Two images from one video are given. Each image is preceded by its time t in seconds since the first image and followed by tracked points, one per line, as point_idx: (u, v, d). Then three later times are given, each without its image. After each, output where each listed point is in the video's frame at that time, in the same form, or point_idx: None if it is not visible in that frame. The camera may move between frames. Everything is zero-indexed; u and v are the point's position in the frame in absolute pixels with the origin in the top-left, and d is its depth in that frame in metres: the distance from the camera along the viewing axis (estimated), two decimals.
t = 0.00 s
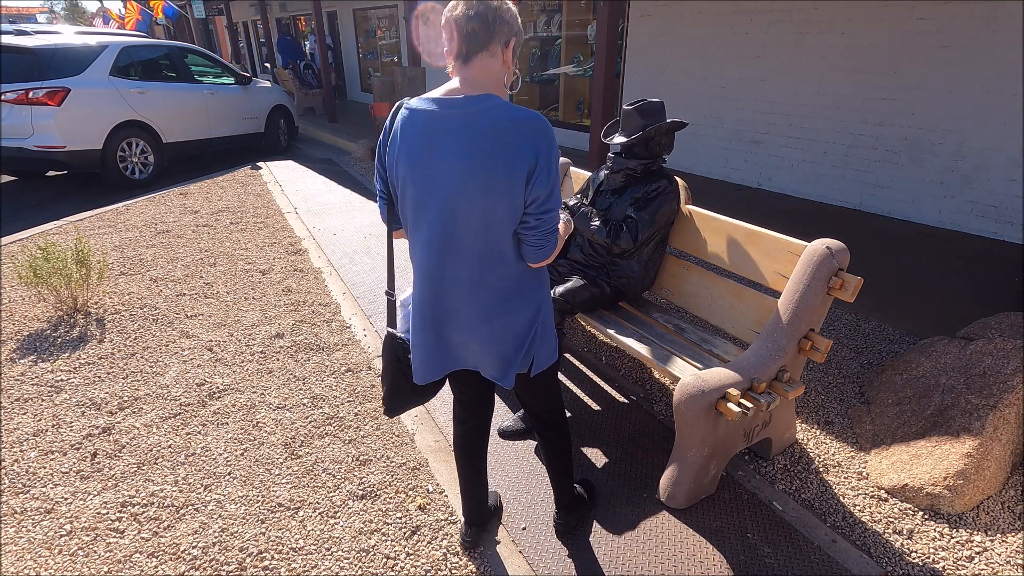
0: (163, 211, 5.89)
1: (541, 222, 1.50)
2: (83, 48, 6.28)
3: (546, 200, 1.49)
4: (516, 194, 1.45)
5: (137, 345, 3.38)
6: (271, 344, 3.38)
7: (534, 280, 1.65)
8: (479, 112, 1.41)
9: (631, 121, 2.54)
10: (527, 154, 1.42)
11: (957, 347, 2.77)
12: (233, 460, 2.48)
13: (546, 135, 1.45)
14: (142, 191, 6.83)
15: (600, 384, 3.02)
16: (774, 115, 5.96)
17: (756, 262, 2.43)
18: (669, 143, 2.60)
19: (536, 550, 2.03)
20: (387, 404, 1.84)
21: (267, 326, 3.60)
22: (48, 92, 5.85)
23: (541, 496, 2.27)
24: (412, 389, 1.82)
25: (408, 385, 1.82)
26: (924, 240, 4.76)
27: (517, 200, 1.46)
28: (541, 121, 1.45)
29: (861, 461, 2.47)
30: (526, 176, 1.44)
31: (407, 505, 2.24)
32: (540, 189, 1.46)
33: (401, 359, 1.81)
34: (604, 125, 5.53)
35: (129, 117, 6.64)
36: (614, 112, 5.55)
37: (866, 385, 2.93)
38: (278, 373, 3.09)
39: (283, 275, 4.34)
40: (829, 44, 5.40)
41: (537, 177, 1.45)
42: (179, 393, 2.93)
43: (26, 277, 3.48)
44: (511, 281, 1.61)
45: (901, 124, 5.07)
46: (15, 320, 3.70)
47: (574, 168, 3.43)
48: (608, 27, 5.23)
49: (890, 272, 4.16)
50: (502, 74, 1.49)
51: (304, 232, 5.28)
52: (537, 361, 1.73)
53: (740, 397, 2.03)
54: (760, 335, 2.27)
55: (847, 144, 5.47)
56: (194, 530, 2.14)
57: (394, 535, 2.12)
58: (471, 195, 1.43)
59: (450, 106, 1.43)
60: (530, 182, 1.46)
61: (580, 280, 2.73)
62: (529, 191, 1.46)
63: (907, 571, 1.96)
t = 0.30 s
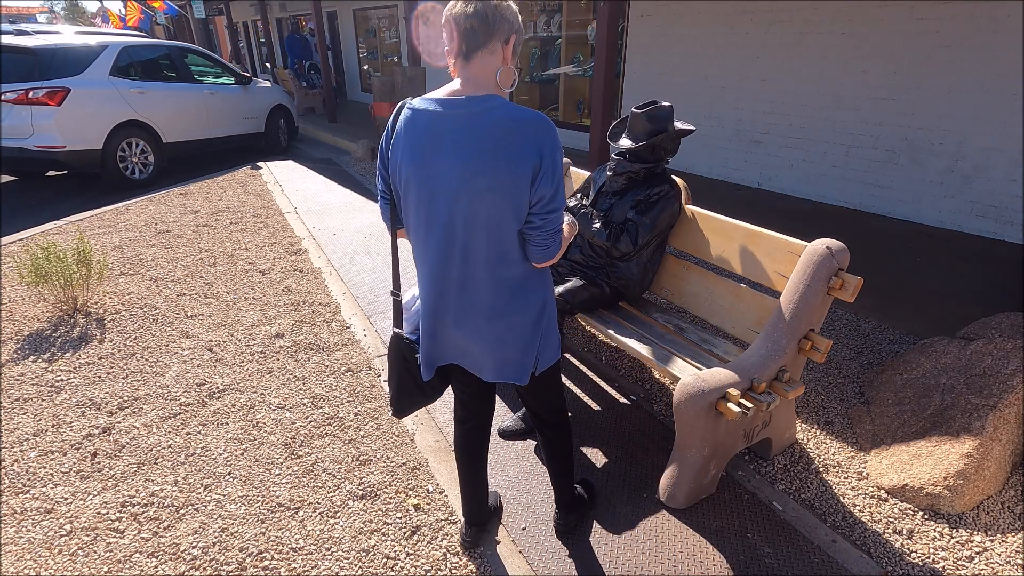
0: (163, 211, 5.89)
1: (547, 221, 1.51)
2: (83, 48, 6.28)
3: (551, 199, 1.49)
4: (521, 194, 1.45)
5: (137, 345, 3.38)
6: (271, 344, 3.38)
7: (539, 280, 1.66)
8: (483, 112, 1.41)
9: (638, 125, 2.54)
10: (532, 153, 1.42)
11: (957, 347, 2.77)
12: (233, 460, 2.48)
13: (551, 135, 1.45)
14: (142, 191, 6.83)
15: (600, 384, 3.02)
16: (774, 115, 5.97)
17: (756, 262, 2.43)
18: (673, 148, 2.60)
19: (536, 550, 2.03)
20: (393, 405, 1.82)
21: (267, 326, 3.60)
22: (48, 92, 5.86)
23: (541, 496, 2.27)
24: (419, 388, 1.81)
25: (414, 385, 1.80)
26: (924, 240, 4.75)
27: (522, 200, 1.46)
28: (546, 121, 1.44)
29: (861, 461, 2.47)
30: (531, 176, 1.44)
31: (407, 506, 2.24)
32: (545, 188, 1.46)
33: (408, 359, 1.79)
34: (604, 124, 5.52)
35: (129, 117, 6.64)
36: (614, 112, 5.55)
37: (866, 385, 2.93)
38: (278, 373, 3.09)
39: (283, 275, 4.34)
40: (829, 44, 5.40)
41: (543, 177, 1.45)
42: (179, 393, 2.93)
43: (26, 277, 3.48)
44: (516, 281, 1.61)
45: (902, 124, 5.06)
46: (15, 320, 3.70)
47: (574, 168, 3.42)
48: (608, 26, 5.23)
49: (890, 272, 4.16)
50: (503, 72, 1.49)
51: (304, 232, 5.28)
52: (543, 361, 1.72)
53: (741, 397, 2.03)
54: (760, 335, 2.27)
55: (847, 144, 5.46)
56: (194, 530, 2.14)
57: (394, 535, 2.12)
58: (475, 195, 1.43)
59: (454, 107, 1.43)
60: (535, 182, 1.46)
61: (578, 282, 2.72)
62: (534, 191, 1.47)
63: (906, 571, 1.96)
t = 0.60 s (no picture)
0: (163, 211, 5.89)
1: (547, 221, 1.51)
2: (83, 48, 6.28)
3: (551, 200, 1.49)
4: (521, 195, 1.45)
5: (137, 345, 3.38)
6: (271, 344, 3.38)
7: (539, 281, 1.66)
8: (485, 112, 1.41)
9: (641, 127, 2.54)
10: (532, 153, 1.42)
11: (957, 347, 2.77)
12: (233, 459, 2.48)
13: (552, 135, 1.45)
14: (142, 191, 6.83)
15: (600, 384, 3.02)
16: (774, 115, 5.97)
17: (756, 262, 2.43)
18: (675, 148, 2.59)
19: (536, 550, 2.03)
20: (395, 405, 1.83)
21: (267, 326, 3.60)
22: (48, 92, 5.86)
23: (542, 496, 2.27)
24: (421, 388, 1.81)
25: (416, 384, 1.81)
26: (924, 240, 4.75)
27: (522, 200, 1.46)
28: (546, 121, 1.44)
29: (861, 461, 2.47)
30: (531, 176, 1.44)
31: (407, 505, 2.24)
32: (545, 188, 1.47)
33: (409, 359, 1.79)
34: (604, 124, 5.52)
35: (129, 117, 6.64)
36: (613, 112, 5.55)
37: (866, 385, 2.93)
38: (278, 373, 3.09)
39: (283, 275, 4.34)
40: (829, 44, 5.40)
41: (543, 177, 1.45)
42: (179, 393, 2.93)
43: (26, 277, 3.48)
44: (517, 282, 1.61)
45: (901, 124, 5.07)
46: (15, 320, 3.70)
47: (573, 168, 3.41)
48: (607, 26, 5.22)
49: (890, 272, 4.16)
50: (505, 70, 1.49)
51: (304, 232, 5.28)
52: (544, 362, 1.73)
53: (740, 397, 2.03)
54: (760, 335, 2.27)
55: (847, 144, 5.46)
56: (194, 530, 2.14)
57: (394, 535, 2.12)
58: (475, 195, 1.43)
59: (455, 107, 1.43)
60: (536, 182, 1.46)
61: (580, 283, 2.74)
62: (535, 191, 1.47)
63: (907, 571, 1.96)
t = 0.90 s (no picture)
0: (163, 211, 5.89)
1: (548, 222, 1.51)
2: (83, 48, 6.29)
3: (552, 200, 1.49)
4: (522, 194, 1.45)
5: (137, 345, 3.38)
6: (271, 344, 3.38)
7: (540, 281, 1.66)
8: (487, 112, 1.41)
9: (638, 129, 2.52)
10: (534, 153, 1.42)
11: (957, 347, 2.77)
12: (233, 460, 2.48)
13: (554, 135, 1.45)
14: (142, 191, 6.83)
15: (600, 384, 3.02)
16: (774, 115, 5.97)
17: (756, 262, 2.43)
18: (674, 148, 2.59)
19: (536, 549, 2.03)
20: (391, 401, 1.85)
21: (267, 326, 3.60)
22: (48, 92, 5.86)
23: (542, 496, 2.27)
24: (419, 387, 1.84)
25: (414, 384, 1.84)
26: (924, 240, 4.75)
27: (523, 200, 1.46)
28: (548, 121, 1.44)
29: (861, 461, 2.47)
30: (532, 176, 1.44)
31: (407, 506, 2.24)
32: (546, 188, 1.46)
33: (408, 359, 1.81)
34: (604, 124, 5.52)
35: (129, 117, 6.64)
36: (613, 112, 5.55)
37: (867, 385, 2.93)
38: (278, 373, 3.09)
39: (283, 275, 4.34)
40: (829, 45, 5.40)
41: (544, 177, 1.45)
42: (179, 393, 2.93)
43: (26, 277, 3.48)
44: (517, 282, 1.61)
45: (902, 124, 5.07)
46: (15, 320, 3.70)
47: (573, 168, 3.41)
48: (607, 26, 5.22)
49: (890, 272, 4.16)
50: (507, 69, 1.49)
51: (304, 232, 5.28)
52: (544, 363, 1.73)
53: (741, 397, 2.03)
54: (761, 335, 2.27)
55: (847, 144, 5.46)
56: (194, 530, 2.14)
57: (394, 535, 2.12)
58: (476, 194, 1.43)
59: (457, 106, 1.43)
60: (537, 182, 1.46)
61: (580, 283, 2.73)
62: (536, 191, 1.47)
63: (907, 571, 1.96)
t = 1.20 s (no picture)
0: (163, 211, 5.89)
1: (544, 219, 1.50)
2: (83, 48, 6.29)
3: (547, 197, 1.47)
4: (518, 192, 1.45)
5: (137, 345, 3.38)
6: (271, 344, 3.38)
7: (539, 280, 1.65)
8: (484, 110, 1.41)
9: (637, 128, 2.52)
10: (529, 150, 1.42)
11: (957, 347, 2.77)
12: (233, 460, 2.48)
13: (550, 132, 1.44)
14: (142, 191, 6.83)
15: (600, 384, 3.02)
16: (774, 115, 5.97)
17: (756, 262, 2.43)
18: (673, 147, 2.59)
19: (536, 549, 2.03)
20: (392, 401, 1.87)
21: (267, 326, 3.60)
22: (48, 92, 5.86)
23: (542, 496, 2.27)
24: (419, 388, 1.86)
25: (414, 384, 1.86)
26: (924, 240, 4.75)
27: (518, 198, 1.46)
28: (544, 118, 1.44)
29: (861, 461, 2.47)
30: (527, 174, 1.44)
31: (407, 505, 2.24)
32: (542, 185, 1.45)
33: (408, 359, 1.83)
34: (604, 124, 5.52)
35: (129, 117, 6.64)
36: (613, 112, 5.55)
37: (866, 385, 2.93)
38: (278, 373, 3.09)
39: (283, 275, 4.35)
40: (829, 45, 5.40)
41: (540, 174, 1.44)
42: (179, 393, 2.93)
43: (26, 277, 3.48)
44: (516, 281, 1.60)
45: (901, 124, 5.07)
46: (15, 320, 3.70)
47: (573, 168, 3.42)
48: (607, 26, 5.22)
49: (890, 272, 4.16)
50: (507, 69, 1.48)
51: (303, 232, 5.28)
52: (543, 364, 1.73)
53: (741, 397, 2.03)
54: (761, 335, 2.27)
55: (847, 144, 5.46)
56: (194, 530, 2.14)
57: (394, 535, 2.12)
58: (473, 193, 1.44)
59: (454, 105, 1.43)
60: (532, 179, 1.45)
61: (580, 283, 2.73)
62: (531, 188, 1.46)
63: (907, 571, 1.96)
